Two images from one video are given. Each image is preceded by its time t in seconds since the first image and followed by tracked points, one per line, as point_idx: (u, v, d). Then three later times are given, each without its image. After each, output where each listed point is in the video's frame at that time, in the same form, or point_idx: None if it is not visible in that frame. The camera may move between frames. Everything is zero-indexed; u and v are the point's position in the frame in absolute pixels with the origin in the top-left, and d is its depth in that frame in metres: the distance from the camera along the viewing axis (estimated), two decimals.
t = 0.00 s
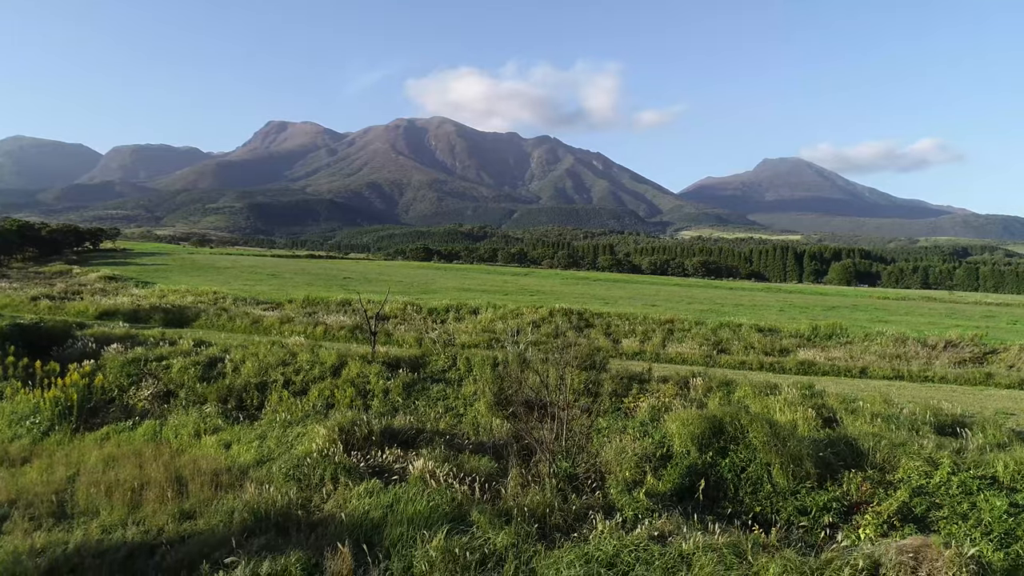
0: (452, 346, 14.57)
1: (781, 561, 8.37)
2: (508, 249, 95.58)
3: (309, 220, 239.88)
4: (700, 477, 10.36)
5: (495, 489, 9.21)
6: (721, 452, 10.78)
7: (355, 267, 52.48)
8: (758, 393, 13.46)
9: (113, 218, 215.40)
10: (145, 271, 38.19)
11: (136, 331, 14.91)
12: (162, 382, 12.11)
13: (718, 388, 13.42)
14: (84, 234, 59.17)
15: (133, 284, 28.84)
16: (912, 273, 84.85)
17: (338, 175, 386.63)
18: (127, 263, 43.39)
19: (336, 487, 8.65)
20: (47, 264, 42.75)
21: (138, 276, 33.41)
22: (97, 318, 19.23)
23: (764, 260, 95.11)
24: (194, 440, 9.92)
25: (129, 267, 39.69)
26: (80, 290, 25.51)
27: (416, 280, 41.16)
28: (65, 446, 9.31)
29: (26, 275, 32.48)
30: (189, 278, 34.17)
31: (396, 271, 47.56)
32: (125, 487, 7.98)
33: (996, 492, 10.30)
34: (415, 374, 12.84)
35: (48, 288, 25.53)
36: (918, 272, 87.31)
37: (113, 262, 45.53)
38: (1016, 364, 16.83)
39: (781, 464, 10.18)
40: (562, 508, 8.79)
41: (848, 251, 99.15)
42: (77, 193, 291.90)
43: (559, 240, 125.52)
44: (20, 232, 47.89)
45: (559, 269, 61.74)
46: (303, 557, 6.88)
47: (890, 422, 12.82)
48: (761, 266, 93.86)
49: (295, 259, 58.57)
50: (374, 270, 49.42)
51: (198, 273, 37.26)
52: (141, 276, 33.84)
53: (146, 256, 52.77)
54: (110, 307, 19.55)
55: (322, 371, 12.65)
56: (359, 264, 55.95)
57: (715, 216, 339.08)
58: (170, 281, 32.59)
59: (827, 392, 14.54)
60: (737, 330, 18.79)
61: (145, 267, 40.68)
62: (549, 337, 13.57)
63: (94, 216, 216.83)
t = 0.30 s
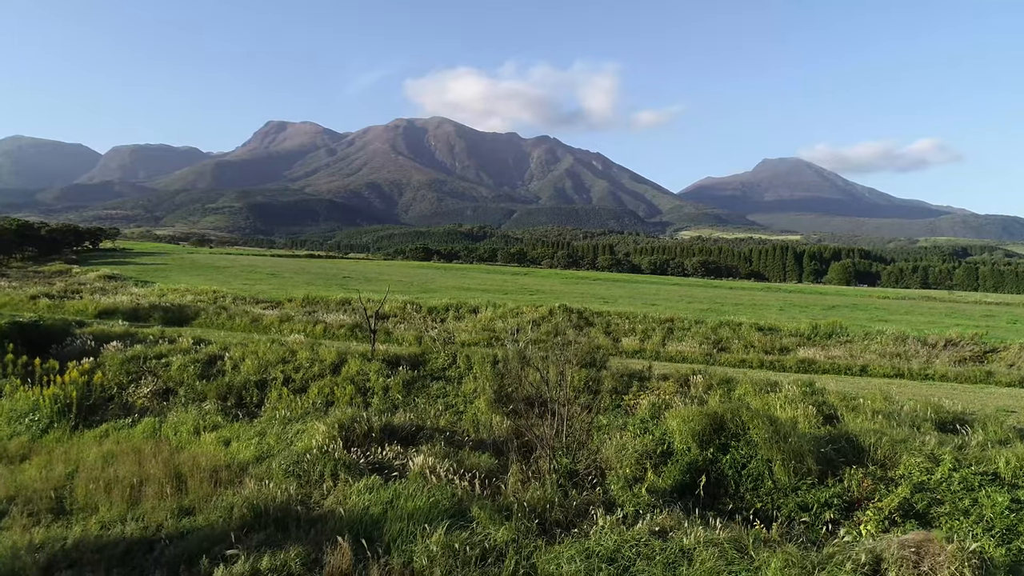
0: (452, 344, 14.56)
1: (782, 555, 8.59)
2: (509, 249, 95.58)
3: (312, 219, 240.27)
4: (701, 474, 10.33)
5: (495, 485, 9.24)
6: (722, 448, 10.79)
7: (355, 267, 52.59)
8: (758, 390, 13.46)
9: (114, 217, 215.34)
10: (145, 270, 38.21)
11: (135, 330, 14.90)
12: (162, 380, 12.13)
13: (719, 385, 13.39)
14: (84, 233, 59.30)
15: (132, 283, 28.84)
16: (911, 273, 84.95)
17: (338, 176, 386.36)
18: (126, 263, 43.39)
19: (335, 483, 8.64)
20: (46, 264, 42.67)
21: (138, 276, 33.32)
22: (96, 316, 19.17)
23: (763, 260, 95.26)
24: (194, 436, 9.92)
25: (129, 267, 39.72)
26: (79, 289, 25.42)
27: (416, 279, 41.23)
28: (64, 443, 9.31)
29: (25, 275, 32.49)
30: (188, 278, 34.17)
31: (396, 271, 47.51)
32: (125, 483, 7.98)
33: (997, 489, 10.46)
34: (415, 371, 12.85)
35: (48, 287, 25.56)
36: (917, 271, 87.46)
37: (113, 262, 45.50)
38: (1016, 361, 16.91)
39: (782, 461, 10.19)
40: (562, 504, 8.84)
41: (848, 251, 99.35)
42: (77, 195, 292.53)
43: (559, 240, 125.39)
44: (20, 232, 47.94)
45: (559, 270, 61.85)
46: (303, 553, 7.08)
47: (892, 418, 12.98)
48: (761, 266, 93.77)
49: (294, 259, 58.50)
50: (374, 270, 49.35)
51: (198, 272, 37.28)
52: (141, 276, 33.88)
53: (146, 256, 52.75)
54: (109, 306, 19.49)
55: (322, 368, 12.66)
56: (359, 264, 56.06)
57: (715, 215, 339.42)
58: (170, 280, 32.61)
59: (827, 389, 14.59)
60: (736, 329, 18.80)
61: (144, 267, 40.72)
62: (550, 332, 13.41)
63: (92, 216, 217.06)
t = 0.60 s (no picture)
0: (450, 342, 14.61)
1: (780, 549, 8.88)
2: (507, 249, 95.66)
3: (310, 221, 240.20)
4: (700, 469, 10.52)
5: (494, 481, 9.32)
6: (721, 445, 10.94)
7: (354, 267, 52.67)
8: (757, 387, 13.50)
9: (113, 218, 214.96)
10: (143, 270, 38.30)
11: (133, 328, 14.93)
12: (159, 378, 12.17)
13: (717, 382, 13.40)
14: (82, 233, 59.30)
15: (130, 282, 28.88)
16: (909, 274, 85.02)
17: (338, 179, 386.68)
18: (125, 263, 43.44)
19: (333, 479, 8.67)
20: (44, 263, 42.70)
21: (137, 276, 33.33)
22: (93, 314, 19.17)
23: (762, 260, 95.12)
24: (191, 433, 9.92)
25: (128, 267, 39.79)
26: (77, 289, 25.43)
27: (414, 279, 41.30)
28: (62, 440, 9.32)
29: (24, 274, 32.53)
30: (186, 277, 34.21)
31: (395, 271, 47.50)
32: (121, 480, 7.99)
33: (996, 484, 10.72)
34: (413, 369, 12.89)
35: (47, 286, 25.60)
36: (916, 271, 87.50)
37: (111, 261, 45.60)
38: (1014, 359, 17.03)
39: (781, 456, 10.34)
40: (560, 499, 8.95)
41: (846, 252, 99.55)
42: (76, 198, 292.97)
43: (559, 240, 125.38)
44: (19, 232, 47.93)
45: (558, 271, 62.03)
46: (300, 547, 7.12)
47: (890, 415, 13.20)
48: (760, 265, 93.77)
49: (293, 259, 58.45)
50: (372, 269, 49.41)
51: (196, 272, 37.33)
52: (139, 275, 33.94)
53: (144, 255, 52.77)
54: (107, 304, 19.48)
55: (320, 365, 12.70)
56: (358, 263, 56.15)
57: (713, 215, 339.75)
58: (168, 279, 32.70)
59: (825, 386, 14.66)
60: (735, 327, 18.83)
61: (143, 267, 40.77)
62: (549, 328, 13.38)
63: (90, 216, 217.05)
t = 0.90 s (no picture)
0: (436, 340, 14.61)
1: (763, 542, 9.24)
2: (495, 249, 95.50)
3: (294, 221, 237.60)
4: (685, 465, 10.70)
5: (479, 477, 9.43)
6: (705, 440, 11.19)
7: (339, 266, 52.41)
8: (742, 384, 13.64)
9: (97, 219, 212.06)
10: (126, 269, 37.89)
11: (114, 326, 14.79)
12: (142, 376, 12.09)
13: (703, 379, 13.50)
14: (62, 233, 58.72)
15: (112, 282, 28.57)
16: (892, 274, 86.01)
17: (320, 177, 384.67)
18: (107, 262, 42.89)
19: (317, 476, 8.68)
20: (24, 263, 42.05)
21: (119, 275, 32.95)
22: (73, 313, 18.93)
23: (747, 260, 95.55)
24: (174, 432, 9.85)
25: (110, 266, 39.29)
26: (58, 288, 25.10)
27: (400, 279, 41.19)
28: (42, 439, 9.22)
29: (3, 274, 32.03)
30: (169, 276, 33.91)
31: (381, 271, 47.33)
32: (102, 478, 7.92)
33: (975, 477, 11.03)
34: (398, 367, 12.88)
35: (26, 286, 25.26)
36: (898, 271, 88.54)
37: (92, 261, 44.98)
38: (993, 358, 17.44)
39: (765, 451, 10.59)
40: (546, 495, 9.13)
41: (830, 252, 100.62)
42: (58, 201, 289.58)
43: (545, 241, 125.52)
44: None
45: (545, 271, 62.16)
46: (283, 544, 7.12)
47: (872, 411, 13.52)
48: (745, 265, 94.46)
49: (278, 259, 58.05)
50: (358, 269, 49.21)
51: (180, 272, 36.97)
52: (121, 275, 33.54)
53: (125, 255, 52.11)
54: (88, 304, 19.24)
55: (305, 363, 12.67)
56: (343, 263, 55.86)
57: (698, 215, 341.96)
58: (152, 278, 32.35)
59: (808, 383, 14.86)
60: (720, 326, 18.97)
61: (125, 266, 40.29)
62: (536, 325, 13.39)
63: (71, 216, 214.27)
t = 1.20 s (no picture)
0: (411, 339, 14.61)
1: (736, 535, 9.52)
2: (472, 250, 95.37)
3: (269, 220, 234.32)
4: (660, 460, 10.95)
5: (454, 474, 9.55)
6: (680, 436, 11.45)
7: (315, 266, 51.99)
8: (716, 381, 13.85)
9: (64, 218, 207.38)
10: (95, 268, 37.20)
11: (83, 326, 14.55)
12: (111, 376, 11.97)
13: (677, 376, 13.67)
14: (28, 232, 57.36)
15: (82, 281, 28.07)
16: (863, 274, 87.73)
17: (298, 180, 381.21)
18: (76, 262, 42.04)
19: (291, 475, 8.66)
20: None
21: (89, 275, 32.32)
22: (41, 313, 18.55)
23: (721, 260, 96.76)
24: (144, 432, 9.74)
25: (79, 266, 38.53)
26: (24, 288, 24.56)
27: (377, 278, 41.02)
28: (7, 440, 9.07)
29: None
30: (141, 276, 33.38)
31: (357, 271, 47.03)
32: (69, 479, 7.81)
33: (942, 470, 11.52)
34: (374, 365, 12.87)
35: None
36: (868, 271, 90.38)
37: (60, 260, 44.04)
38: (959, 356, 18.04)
39: (738, 446, 10.97)
40: (521, 490, 9.35)
41: (803, 253, 102.36)
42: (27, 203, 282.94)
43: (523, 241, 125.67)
44: None
45: (523, 270, 62.32)
46: (256, 543, 7.08)
47: (843, 407, 13.89)
48: (719, 266, 95.53)
49: (251, 258, 57.34)
50: (334, 269, 48.84)
51: (152, 271, 36.41)
52: (91, 274, 32.91)
53: (94, 254, 51.07)
54: (56, 303, 18.86)
55: (279, 363, 12.60)
56: (319, 263, 55.41)
57: (674, 216, 345.46)
58: (123, 278, 31.83)
59: (781, 379, 15.15)
60: (694, 325, 19.24)
61: (94, 265, 39.51)
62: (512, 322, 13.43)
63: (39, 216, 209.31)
